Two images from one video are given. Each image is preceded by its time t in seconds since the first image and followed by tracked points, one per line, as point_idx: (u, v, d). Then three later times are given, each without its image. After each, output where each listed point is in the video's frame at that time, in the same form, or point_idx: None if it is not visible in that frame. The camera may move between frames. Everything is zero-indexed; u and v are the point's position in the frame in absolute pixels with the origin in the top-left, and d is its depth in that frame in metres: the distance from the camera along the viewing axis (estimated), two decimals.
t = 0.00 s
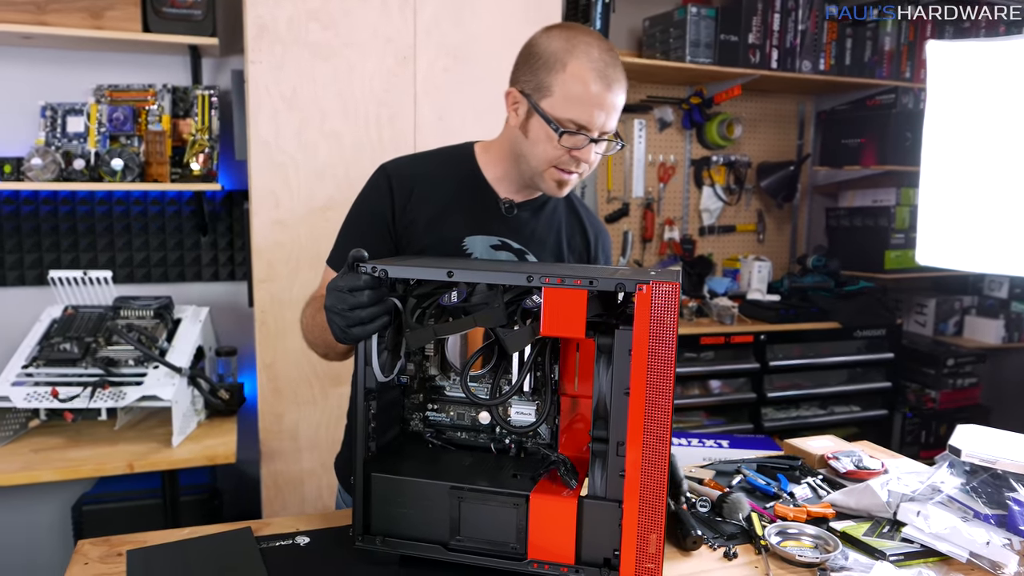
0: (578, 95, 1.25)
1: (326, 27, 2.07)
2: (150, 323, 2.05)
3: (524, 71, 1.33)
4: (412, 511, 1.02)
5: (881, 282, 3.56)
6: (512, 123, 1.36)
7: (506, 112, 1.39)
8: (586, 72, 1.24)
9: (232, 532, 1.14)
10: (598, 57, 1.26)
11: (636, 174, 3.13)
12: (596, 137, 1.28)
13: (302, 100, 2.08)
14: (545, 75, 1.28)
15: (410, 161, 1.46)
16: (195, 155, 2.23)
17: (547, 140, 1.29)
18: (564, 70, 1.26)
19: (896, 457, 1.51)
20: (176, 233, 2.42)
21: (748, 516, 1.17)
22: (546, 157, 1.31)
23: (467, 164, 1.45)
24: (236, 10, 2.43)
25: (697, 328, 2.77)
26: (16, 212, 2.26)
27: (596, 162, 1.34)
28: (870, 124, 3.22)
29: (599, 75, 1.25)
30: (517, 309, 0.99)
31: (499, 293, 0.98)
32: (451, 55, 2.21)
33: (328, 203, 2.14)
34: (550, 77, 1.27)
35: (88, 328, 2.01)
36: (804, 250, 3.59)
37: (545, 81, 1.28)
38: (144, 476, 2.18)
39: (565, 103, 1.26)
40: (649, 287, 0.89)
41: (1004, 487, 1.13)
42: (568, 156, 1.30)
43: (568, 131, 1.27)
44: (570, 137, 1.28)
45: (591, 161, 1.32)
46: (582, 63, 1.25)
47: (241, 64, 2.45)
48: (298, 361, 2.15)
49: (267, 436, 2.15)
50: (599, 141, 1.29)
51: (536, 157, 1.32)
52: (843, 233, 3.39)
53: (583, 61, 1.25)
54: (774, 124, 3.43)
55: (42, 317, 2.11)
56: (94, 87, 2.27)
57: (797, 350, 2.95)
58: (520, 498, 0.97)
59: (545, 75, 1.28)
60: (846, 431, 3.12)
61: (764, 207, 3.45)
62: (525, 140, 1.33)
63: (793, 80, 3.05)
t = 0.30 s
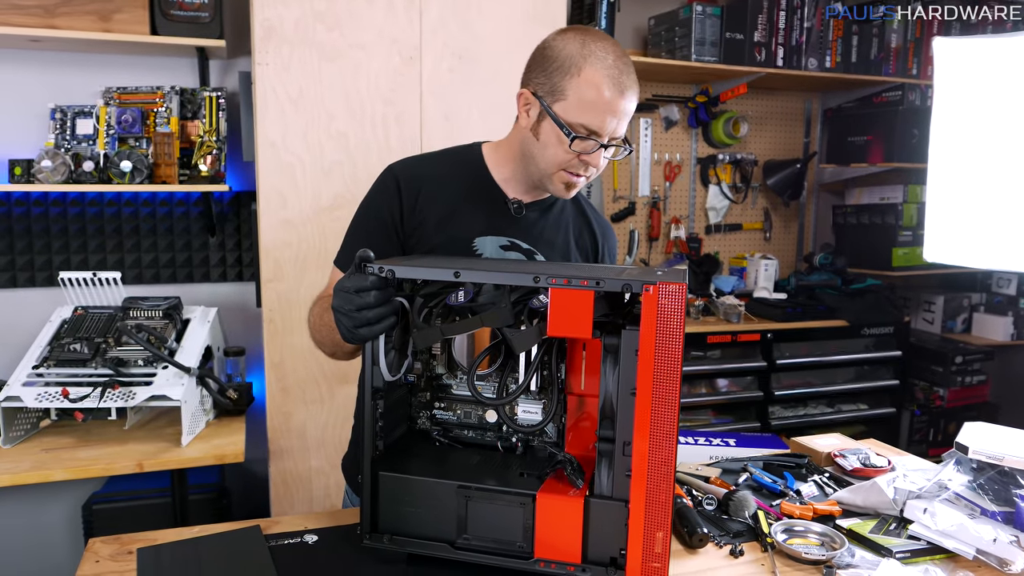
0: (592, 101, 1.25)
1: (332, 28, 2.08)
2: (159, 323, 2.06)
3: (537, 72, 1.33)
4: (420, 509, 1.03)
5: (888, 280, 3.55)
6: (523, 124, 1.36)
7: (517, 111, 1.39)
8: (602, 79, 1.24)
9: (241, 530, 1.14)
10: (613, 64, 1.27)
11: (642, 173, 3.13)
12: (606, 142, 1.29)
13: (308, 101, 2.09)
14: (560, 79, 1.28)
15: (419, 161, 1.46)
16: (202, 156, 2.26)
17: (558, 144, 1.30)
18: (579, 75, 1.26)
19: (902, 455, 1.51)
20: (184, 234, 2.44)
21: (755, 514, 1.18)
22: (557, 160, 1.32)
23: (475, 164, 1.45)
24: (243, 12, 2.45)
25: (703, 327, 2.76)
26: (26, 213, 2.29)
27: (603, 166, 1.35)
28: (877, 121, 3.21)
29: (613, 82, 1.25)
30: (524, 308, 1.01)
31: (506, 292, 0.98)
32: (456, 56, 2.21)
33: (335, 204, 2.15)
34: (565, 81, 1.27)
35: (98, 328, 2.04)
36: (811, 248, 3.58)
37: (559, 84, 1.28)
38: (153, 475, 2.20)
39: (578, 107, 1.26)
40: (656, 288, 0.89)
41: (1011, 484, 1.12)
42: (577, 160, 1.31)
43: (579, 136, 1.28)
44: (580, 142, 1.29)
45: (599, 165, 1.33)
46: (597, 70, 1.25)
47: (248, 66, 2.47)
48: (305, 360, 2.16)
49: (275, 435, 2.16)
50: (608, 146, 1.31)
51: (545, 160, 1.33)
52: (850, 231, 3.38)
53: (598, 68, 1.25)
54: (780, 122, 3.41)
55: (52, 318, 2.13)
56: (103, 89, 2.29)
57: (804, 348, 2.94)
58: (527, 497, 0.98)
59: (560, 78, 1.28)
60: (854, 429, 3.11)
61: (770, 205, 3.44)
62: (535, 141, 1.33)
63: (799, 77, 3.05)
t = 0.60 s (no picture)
0: (573, 82, 1.22)
1: (335, 31, 2.08)
2: (162, 325, 2.07)
3: (522, 67, 1.32)
4: (422, 512, 1.03)
5: (890, 282, 3.55)
6: (514, 120, 1.34)
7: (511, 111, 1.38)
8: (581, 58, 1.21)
9: (242, 532, 1.15)
10: (594, 45, 1.23)
11: (644, 175, 3.13)
12: (594, 124, 1.24)
13: (311, 104, 2.10)
14: (541, 66, 1.26)
15: (418, 167, 1.47)
16: (206, 159, 2.27)
17: (545, 130, 1.26)
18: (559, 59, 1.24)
19: (904, 457, 1.51)
20: (186, 236, 2.45)
21: (755, 516, 1.18)
22: (547, 147, 1.27)
23: (475, 168, 1.45)
24: (246, 15, 2.46)
25: (705, 329, 2.76)
26: (30, 216, 2.29)
27: (599, 152, 1.29)
28: (878, 123, 3.21)
29: (594, 61, 1.22)
30: (525, 311, 1.02)
31: (508, 296, 0.98)
32: (458, 58, 2.22)
33: (337, 206, 2.16)
34: (545, 67, 1.25)
35: (101, 331, 2.05)
36: (813, 250, 3.58)
37: (542, 71, 1.26)
38: (156, 477, 2.21)
39: (561, 90, 1.23)
40: (657, 292, 0.89)
41: (1011, 486, 1.13)
42: (567, 145, 1.26)
43: (565, 118, 1.24)
44: (567, 125, 1.25)
45: (592, 150, 1.27)
46: (577, 50, 1.22)
47: (251, 69, 2.47)
48: (308, 362, 2.17)
49: (277, 437, 2.17)
50: (599, 129, 1.25)
51: (537, 149, 1.29)
52: (851, 233, 3.38)
53: (577, 49, 1.22)
54: (781, 124, 3.41)
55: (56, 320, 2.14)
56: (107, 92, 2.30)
57: (806, 350, 2.94)
58: (528, 500, 0.98)
59: (541, 66, 1.26)
60: (857, 431, 3.10)
61: (772, 207, 3.44)
62: (525, 133, 1.31)
63: (801, 79, 3.05)
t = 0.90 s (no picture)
0: (521, 47, 1.28)
1: (338, 35, 2.09)
2: (165, 328, 2.07)
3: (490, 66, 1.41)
4: (424, 516, 1.03)
5: (893, 287, 3.55)
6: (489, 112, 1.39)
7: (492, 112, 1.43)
8: (527, 24, 1.28)
9: (244, 535, 1.15)
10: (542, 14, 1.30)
11: (646, 180, 3.13)
12: (553, 84, 1.27)
13: (314, 108, 2.10)
14: (497, 52, 1.34)
15: (416, 175, 1.48)
16: (208, 162, 2.27)
17: (509, 103, 1.29)
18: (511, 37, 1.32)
19: (906, 463, 1.51)
20: (189, 239, 2.46)
21: (757, 522, 1.17)
22: (515, 118, 1.28)
23: (472, 173, 1.45)
24: (250, 20, 2.47)
25: (707, 333, 2.76)
26: (33, 218, 2.30)
27: (571, 115, 1.27)
28: (880, 128, 3.21)
29: (540, 24, 1.28)
30: (527, 315, 1.01)
31: (509, 300, 0.98)
32: (461, 62, 2.22)
33: (339, 210, 2.16)
34: (500, 50, 1.33)
35: (104, 333, 2.05)
36: (815, 255, 3.58)
37: (498, 55, 1.34)
38: (157, 480, 2.21)
39: (514, 60, 1.29)
40: (659, 297, 0.89)
41: (1013, 493, 1.13)
42: (532, 111, 1.27)
43: (522, 85, 1.28)
44: (526, 91, 1.28)
45: (559, 112, 1.27)
46: (523, 20, 1.29)
47: (254, 73, 2.48)
48: (310, 365, 2.17)
49: (279, 440, 2.17)
50: (558, 89, 1.27)
51: (506, 125, 1.30)
52: (854, 238, 3.38)
53: (524, 21, 1.30)
54: (783, 129, 3.42)
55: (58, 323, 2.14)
56: (111, 95, 2.31)
57: (808, 355, 2.94)
58: (529, 504, 0.98)
59: (498, 51, 1.34)
60: (859, 436, 3.10)
61: (774, 212, 3.44)
62: (495, 115, 1.34)
63: (803, 85, 3.06)
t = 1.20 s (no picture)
0: (503, 46, 1.30)
1: (342, 39, 2.10)
2: (169, 331, 2.08)
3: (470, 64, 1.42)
4: (429, 515, 1.03)
5: (897, 291, 3.54)
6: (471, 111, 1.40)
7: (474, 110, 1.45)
8: (507, 22, 1.30)
9: (248, 538, 1.15)
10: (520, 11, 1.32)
11: (649, 183, 3.14)
12: (535, 82, 1.30)
13: (318, 112, 2.11)
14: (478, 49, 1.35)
15: (402, 181, 1.49)
16: (213, 165, 2.28)
17: (493, 102, 1.32)
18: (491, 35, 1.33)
19: (911, 466, 1.51)
20: (194, 243, 2.46)
21: (761, 525, 1.17)
22: (499, 118, 1.31)
23: (459, 176, 1.46)
24: (254, 24, 2.48)
25: (711, 336, 2.75)
26: (39, 222, 2.31)
27: (553, 112, 1.30)
28: (884, 131, 3.21)
29: (519, 22, 1.29)
30: (530, 316, 1.01)
31: (513, 301, 0.99)
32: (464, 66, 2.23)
33: (342, 213, 2.17)
34: (481, 48, 1.34)
35: (108, 336, 2.06)
36: (819, 258, 3.57)
37: (479, 54, 1.36)
38: (161, 483, 2.21)
39: (495, 59, 1.31)
40: (660, 293, 0.89)
41: (1019, 496, 1.11)
42: (516, 109, 1.30)
43: (505, 84, 1.31)
44: (509, 90, 1.31)
45: (542, 109, 1.30)
46: (502, 18, 1.31)
47: (258, 77, 2.49)
48: (314, 368, 2.18)
49: (283, 443, 2.17)
50: (541, 87, 1.30)
51: (491, 125, 1.33)
52: (858, 241, 3.37)
53: (503, 19, 1.31)
54: (787, 132, 3.42)
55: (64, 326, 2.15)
56: (116, 99, 2.32)
57: (812, 358, 2.94)
58: (534, 502, 0.98)
59: (478, 49, 1.36)
60: (863, 440, 3.09)
61: (778, 215, 3.44)
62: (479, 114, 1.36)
63: (806, 88, 3.06)
